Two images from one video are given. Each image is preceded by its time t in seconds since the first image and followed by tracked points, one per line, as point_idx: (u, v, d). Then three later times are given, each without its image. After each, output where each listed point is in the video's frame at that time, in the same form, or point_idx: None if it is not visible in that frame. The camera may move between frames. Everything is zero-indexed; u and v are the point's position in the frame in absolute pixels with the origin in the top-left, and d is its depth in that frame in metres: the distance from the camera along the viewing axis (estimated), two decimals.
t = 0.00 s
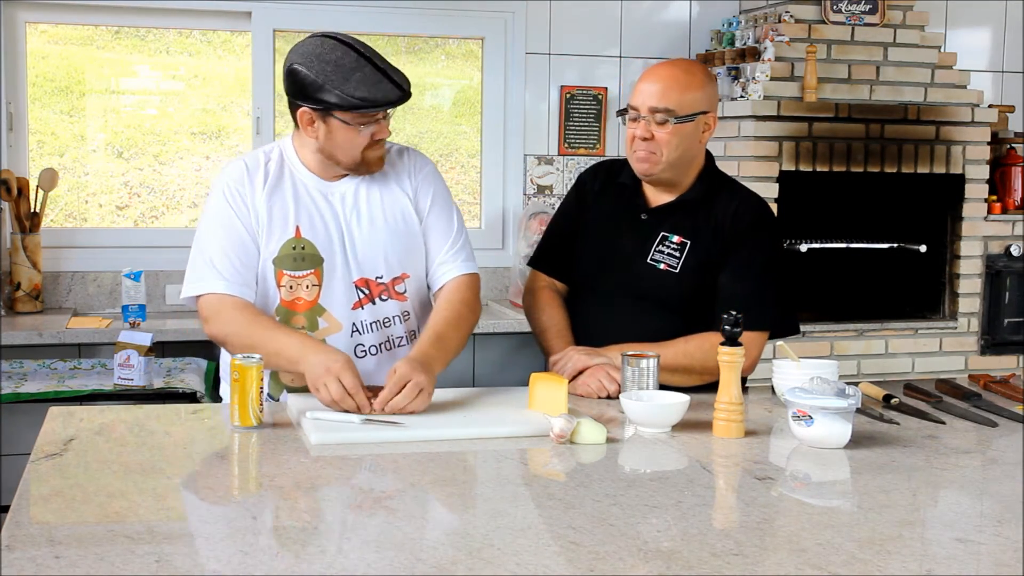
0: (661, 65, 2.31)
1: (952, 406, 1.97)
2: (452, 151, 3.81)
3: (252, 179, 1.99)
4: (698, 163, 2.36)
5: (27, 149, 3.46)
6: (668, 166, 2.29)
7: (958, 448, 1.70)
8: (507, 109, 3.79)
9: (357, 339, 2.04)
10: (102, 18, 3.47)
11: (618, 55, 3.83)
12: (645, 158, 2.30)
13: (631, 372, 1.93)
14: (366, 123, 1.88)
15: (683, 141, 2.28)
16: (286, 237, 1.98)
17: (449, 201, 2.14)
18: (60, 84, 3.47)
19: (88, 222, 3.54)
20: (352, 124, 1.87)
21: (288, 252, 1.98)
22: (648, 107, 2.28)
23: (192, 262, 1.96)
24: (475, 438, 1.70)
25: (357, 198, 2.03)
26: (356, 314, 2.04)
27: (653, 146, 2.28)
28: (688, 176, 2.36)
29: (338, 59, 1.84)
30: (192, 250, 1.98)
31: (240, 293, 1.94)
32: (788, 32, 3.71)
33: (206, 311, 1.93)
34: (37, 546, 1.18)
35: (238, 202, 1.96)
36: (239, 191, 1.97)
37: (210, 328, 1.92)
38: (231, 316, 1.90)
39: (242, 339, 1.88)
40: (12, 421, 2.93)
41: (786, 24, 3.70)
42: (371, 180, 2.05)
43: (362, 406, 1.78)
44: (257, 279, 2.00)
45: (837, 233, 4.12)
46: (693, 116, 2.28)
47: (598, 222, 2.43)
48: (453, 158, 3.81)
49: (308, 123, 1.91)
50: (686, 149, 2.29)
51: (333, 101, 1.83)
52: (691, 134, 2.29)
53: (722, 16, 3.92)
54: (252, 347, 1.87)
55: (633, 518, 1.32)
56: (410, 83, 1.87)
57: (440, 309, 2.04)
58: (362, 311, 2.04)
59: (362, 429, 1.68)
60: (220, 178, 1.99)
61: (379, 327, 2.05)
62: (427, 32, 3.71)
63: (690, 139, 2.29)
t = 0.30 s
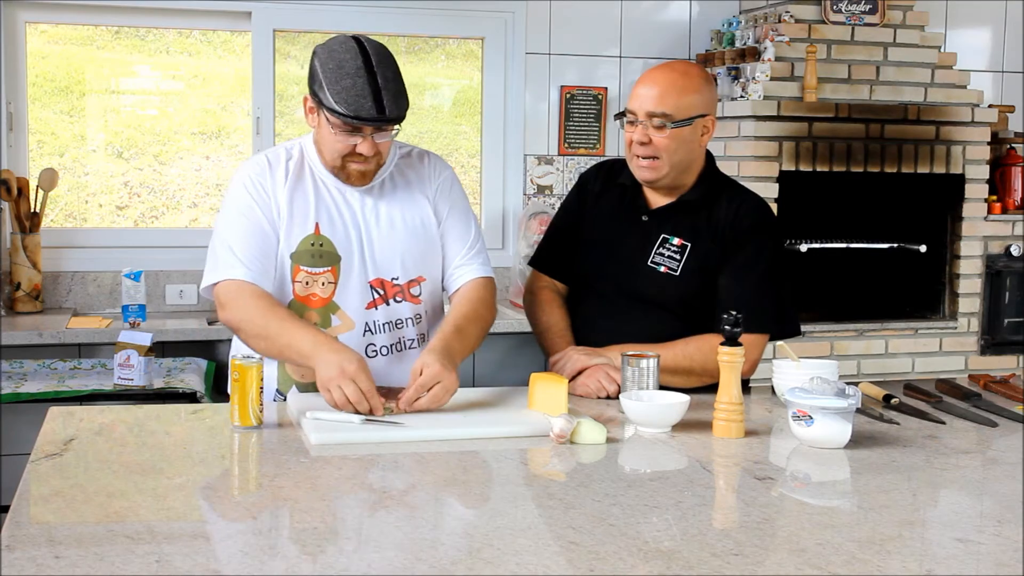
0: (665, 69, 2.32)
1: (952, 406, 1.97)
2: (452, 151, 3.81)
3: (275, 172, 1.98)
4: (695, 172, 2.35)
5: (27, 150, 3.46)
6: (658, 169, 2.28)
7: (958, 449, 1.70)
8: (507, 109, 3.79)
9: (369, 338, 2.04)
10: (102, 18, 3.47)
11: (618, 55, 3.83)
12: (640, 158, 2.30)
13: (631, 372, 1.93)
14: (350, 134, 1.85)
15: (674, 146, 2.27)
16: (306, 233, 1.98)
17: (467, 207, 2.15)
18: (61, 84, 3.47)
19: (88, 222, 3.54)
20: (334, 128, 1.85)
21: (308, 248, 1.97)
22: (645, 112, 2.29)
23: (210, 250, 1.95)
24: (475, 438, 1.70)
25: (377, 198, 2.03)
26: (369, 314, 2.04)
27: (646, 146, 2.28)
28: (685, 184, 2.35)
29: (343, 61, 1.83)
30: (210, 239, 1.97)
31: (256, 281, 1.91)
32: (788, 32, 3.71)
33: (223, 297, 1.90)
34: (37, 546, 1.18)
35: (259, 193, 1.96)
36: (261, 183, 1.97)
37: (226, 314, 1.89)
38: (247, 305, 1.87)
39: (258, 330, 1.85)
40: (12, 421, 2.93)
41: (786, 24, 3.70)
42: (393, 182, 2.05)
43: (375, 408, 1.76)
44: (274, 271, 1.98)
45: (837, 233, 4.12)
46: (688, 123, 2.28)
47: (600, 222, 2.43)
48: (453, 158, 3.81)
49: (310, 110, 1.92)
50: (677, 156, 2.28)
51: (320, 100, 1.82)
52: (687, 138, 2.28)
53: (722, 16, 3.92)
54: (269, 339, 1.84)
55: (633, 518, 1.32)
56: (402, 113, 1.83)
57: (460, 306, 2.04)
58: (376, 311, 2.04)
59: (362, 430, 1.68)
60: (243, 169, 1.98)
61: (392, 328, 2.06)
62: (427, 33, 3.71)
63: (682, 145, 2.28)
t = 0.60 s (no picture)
0: (669, 68, 2.33)
1: (953, 407, 1.97)
2: (451, 151, 3.81)
3: (282, 169, 1.98)
4: (696, 172, 2.35)
5: (27, 150, 3.46)
6: (658, 165, 2.28)
7: (958, 449, 1.70)
8: (506, 109, 3.79)
9: (373, 337, 2.04)
10: (102, 18, 3.47)
11: (618, 55, 3.83)
12: (641, 156, 2.30)
13: (631, 372, 1.92)
14: (360, 131, 1.85)
15: (677, 144, 2.27)
16: (313, 230, 1.98)
17: (468, 212, 2.16)
18: (61, 84, 3.47)
19: (88, 222, 3.54)
20: (344, 123, 1.85)
21: (315, 244, 1.98)
22: (649, 108, 2.29)
23: (216, 244, 1.94)
24: (475, 438, 1.70)
25: (383, 198, 2.03)
26: (374, 312, 2.03)
27: (647, 143, 2.28)
28: (687, 183, 2.35)
29: (363, 58, 1.83)
30: (216, 233, 1.95)
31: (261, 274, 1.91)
32: (788, 32, 3.71)
33: (227, 288, 1.89)
34: (37, 546, 1.18)
35: (267, 188, 1.96)
36: (269, 178, 1.97)
37: (229, 305, 1.88)
38: (251, 298, 1.86)
39: (262, 324, 1.84)
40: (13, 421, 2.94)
41: (786, 24, 3.70)
42: (398, 181, 2.05)
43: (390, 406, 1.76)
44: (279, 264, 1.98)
45: (837, 233, 4.12)
46: (691, 122, 2.28)
47: (601, 223, 2.43)
48: (453, 158, 3.81)
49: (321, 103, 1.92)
50: (678, 154, 2.28)
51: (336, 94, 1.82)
52: (688, 135, 2.28)
53: (722, 16, 3.92)
54: (274, 333, 1.83)
55: (633, 518, 1.32)
56: (416, 116, 1.84)
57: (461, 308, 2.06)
58: (380, 309, 2.03)
59: (362, 430, 1.68)
60: (250, 165, 1.98)
61: (395, 326, 2.06)
62: (427, 32, 3.71)
63: (684, 144, 2.28)
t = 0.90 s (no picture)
0: (668, 69, 2.32)
1: (953, 407, 1.97)
2: (451, 151, 3.81)
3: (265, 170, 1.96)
4: (696, 173, 2.35)
5: (27, 149, 3.46)
6: (657, 166, 2.28)
7: (958, 449, 1.70)
8: (507, 110, 3.79)
9: (357, 337, 2.04)
10: (102, 18, 3.47)
11: (618, 55, 3.83)
12: (639, 158, 2.30)
13: (631, 372, 1.92)
14: (349, 131, 1.86)
15: (675, 145, 2.26)
16: (298, 231, 1.97)
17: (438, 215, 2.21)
18: (60, 84, 3.47)
19: (88, 222, 3.54)
20: (335, 122, 1.85)
21: (301, 245, 1.97)
22: (647, 111, 2.28)
23: (195, 243, 1.89)
24: (474, 438, 1.70)
25: (365, 200, 2.05)
26: (359, 313, 2.03)
27: (647, 145, 2.28)
28: (686, 185, 2.35)
29: (358, 58, 1.84)
30: (193, 232, 1.91)
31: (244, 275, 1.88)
32: (788, 32, 3.71)
33: (209, 288, 1.86)
34: (37, 546, 1.18)
35: (247, 190, 1.93)
36: (250, 180, 1.94)
37: (212, 307, 1.85)
38: (242, 300, 1.83)
39: (253, 325, 1.82)
40: (13, 422, 2.94)
41: (786, 24, 3.70)
42: (376, 185, 2.07)
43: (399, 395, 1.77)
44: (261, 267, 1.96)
45: (837, 233, 4.12)
46: (690, 124, 2.27)
47: (601, 225, 2.43)
48: (453, 158, 3.81)
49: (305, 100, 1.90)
50: (678, 156, 2.28)
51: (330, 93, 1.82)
52: (687, 137, 2.28)
53: (722, 16, 3.92)
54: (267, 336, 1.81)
55: (633, 518, 1.32)
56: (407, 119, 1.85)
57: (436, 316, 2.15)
58: (365, 310, 2.04)
59: (361, 429, 1.68)
60: (230, 164, 1.94)
61: (379, 326, 2.06)
62: (427, 32, 3.71)
63: (683, 146, 2.27)
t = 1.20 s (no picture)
0: (665, 69, 2.31)
1: (952, 407, 1.97)
2: (452, 151, 3.81)
3: (224, 182, 1.95)
4: (695, 173, 2.35)
5: (27, 149, 3.46)
6: (654, 168, 2.28)
7: (958, 449, 1.70)
8: (507, 110, 3.80)
9: (335, 339, 2.07)
10: (102, 18, 3.47)
11: (618, 55, 3.83)
12: (638, 159, 2.30)
13: (631, 372, 1.92)
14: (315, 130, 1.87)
15: (673, 146, 2.27)
16: (265, 239, 1.97)
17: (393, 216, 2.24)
18: (60, 84, 3.47)
19: (88, 222, 3.54)
20: (302, 122, 1.86)
21: (271, 254, 1.97)
22: (644, 113, 2.28)
23: (145, 258, 1.88)
24: (475, 438, 1.70)
25: (328, 206, 2.06)
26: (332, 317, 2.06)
27: (644, 147, 2.28)
28: (685, 185, 2.35)
29: (323, 57, 1.86)
30: (142, 246, 1.90)
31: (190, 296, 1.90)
32: (788, 32, 3.71)
33: (148, 312, 1.89)
34: (37, 546, 1.18)
35: (206, 204, 1.92)
36: (208, 195, 1.92)
37: (150, 330, 1.89)
38: (178, 320, 1.88)
39: (190, 345, 1.87)
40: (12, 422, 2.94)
41: (786, 24, 3.70)
42: (335, 188, 2.09)
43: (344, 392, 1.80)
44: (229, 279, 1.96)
45: (837, 233, 4.12)
46: (687, 125, 2.27)
47: (599, 228, 2.43)
48: (454, 158, 3.81)
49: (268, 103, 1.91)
50: (675, 158, 2.28)
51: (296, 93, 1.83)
52: (685, 139, 2.27)
53: (722, 16, 3.92)
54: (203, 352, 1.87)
55: (634, 518, 1.32)
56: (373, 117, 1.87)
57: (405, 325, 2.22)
58: (338, 314, 2.07)
59: (361, 429, 1.68)
60: (186, 178, 1.92)
61: (350, 329, 2.10)
62: (428, 32, 3.71)
63: (682, 148, 2.27)
